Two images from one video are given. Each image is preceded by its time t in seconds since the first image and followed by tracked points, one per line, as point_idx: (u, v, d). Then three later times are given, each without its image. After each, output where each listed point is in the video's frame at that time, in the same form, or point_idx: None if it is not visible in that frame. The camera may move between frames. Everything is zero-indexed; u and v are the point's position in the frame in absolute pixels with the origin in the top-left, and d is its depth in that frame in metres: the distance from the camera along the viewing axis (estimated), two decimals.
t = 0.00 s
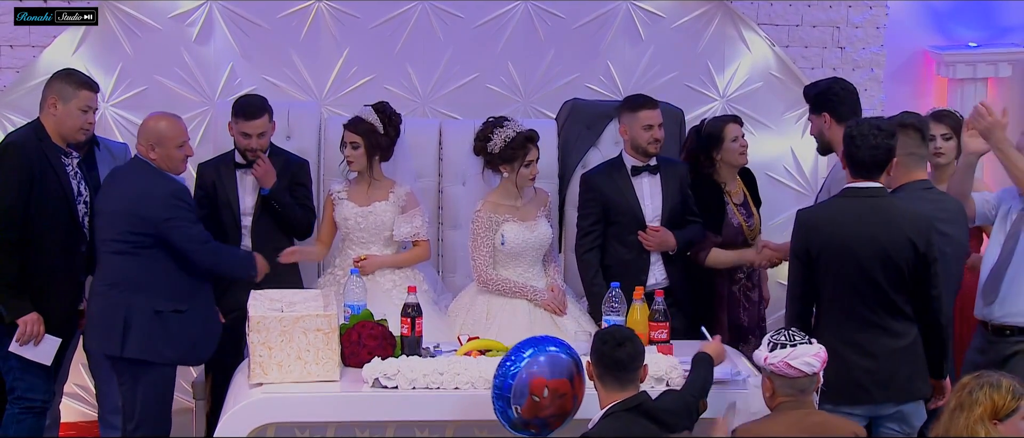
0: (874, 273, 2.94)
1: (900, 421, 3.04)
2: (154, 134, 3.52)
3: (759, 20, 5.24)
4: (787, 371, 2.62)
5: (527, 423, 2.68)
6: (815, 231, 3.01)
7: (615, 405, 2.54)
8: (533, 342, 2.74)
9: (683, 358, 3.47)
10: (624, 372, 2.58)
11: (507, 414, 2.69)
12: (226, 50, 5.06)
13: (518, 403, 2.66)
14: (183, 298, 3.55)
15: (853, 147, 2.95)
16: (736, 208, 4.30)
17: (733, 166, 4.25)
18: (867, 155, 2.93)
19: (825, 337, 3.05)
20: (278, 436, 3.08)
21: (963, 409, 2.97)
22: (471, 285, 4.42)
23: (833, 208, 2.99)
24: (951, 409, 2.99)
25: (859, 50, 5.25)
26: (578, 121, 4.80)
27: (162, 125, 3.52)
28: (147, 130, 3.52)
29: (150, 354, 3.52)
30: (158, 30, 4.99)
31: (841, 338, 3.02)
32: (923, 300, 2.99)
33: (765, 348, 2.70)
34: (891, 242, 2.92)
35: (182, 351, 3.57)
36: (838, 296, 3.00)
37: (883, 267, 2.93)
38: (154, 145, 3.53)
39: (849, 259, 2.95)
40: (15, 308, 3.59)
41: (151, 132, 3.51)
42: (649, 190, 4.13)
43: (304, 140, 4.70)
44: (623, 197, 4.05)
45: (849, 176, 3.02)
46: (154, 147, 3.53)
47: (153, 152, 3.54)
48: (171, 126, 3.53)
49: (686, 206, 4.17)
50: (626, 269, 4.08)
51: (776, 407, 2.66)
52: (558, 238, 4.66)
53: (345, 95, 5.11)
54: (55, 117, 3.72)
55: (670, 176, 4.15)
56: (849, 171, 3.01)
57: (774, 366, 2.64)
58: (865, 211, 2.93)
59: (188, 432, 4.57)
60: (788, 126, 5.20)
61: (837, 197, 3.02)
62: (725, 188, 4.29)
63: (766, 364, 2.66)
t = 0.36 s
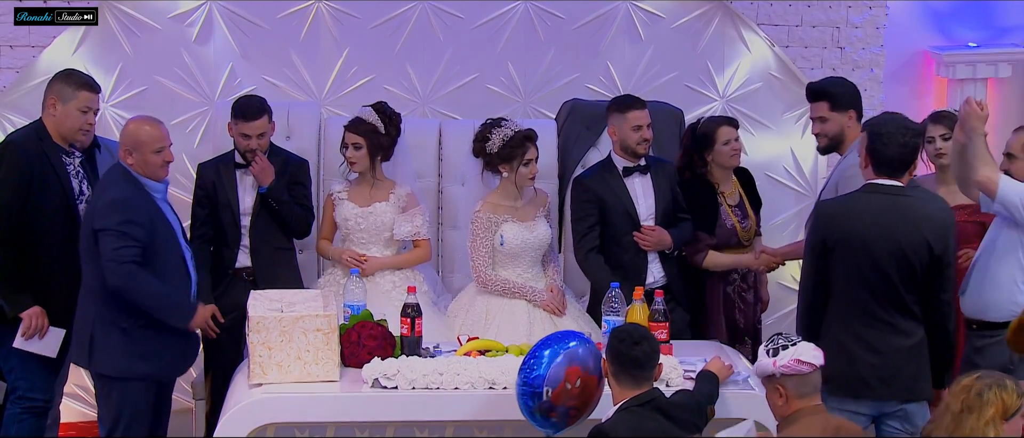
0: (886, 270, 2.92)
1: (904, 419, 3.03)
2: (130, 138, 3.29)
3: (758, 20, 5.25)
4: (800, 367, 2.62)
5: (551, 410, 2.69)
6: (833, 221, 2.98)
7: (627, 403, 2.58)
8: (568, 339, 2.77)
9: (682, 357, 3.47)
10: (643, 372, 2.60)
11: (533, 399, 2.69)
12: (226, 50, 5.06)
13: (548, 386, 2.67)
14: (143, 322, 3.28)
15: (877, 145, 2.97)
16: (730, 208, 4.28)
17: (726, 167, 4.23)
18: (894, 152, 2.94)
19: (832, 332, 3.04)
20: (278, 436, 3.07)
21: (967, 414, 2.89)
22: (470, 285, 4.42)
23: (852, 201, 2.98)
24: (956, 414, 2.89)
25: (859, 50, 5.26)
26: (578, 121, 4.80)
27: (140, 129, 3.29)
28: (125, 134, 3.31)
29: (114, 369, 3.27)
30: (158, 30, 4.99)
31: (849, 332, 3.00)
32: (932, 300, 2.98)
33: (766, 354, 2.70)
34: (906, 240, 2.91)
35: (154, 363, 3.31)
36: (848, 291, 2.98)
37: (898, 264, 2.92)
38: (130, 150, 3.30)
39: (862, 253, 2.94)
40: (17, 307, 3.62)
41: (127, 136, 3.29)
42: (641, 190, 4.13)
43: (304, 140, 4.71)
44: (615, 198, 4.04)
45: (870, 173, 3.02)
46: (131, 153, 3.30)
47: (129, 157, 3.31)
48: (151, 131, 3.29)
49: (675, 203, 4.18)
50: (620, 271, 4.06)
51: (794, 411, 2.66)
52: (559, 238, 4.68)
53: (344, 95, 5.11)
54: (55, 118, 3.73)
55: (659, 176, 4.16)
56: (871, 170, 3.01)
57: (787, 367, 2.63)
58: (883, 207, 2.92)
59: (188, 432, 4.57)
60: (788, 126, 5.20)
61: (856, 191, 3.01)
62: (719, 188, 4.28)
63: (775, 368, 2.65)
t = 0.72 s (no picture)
0: (892, 267, 2.91)
1: (902, 417, 3.02)
2: (105, 146, 3.25)
3: (758, 20, 5.25)
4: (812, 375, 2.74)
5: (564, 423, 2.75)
6: (840, 217, 2.96)
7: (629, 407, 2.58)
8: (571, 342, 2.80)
9: (683, 357, 3.47)
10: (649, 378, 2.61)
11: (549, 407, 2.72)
12: (226, 50, 5.06)
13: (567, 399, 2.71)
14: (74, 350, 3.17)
15: (887, 139, 3.00)
16: (729, 206, 4.25)
17: (723, 167, 4.23)
18: (908, 151, 2.98)
19: (835, 327, 3.02)
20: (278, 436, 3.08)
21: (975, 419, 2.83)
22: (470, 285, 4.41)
23: (860, 195, 2.96)
24: (965, 419, 2.83)
25: (859, 50, 5.27)
26: (578, 121, 4.80)
27: (116, 136, 3.24)
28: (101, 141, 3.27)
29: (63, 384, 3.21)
30: (158, 29, 4.99)
31: (852, 328, 2.99)
32: (935, 299, 2.98)
33: (773, 373, 2.72)
34: (913, 238, 2.90)
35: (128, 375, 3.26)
36: (852, 287, 2.96)
37: (904, 261, 2.91)
38: (106, 158, 3.25)
39: (869, 249, 2.91)
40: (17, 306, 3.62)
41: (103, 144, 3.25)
42: (655, 188, 4.21)
43: (303, 139, 4.71)
44: (625, 194, 4.13)
45: (881, 171, 3.07)
46: (107, 160, 3.26)
47: (105, 165, 3.26)
48: (126, 139, 3.25)
49: (693, 205, 4.21)
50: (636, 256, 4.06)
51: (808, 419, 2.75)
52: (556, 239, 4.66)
53: (344, 95, 5.11)
54: (57, 117, 3.70)
55: (675, 177, 4.22)
56: (881, 168, 3.05)
57: (805, 378, 2.72)
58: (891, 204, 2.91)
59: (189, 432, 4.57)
60: (789, 126, 5.19)
61: (864, 186, 3.00)
62: (719, 187, 4.26)
63: (795, 381, 2.71)
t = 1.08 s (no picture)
0: (882, 264, 2.88)
1: (905, 412, 2.96)
2: (107, 144, 3.22)
3: (759, 16, 5.25)
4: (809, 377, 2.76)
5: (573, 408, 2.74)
6: (824, 217, 2.92)
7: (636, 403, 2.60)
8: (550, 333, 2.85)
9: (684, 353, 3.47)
10: (654, 366, 2.65)
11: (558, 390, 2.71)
12: (226, 46, 5.05)
13: (570, 375, 2.72)
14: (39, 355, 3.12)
15: (854, 135, 2.97)
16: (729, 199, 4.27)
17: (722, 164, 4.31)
18: (878, 142, 2.93)
19: (831, 331, 2.98)
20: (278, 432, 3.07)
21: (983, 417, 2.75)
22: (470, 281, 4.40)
23: (840, 197, 2.93)
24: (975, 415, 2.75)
25: (860, 46, 5.28)
26: (579, 118, 4.80)
27: (117, 134, 3.22)
28: (102, 140, 3.23)
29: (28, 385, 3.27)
30: (158, 26, 4.99)
31: (846, 327, 2.94)
32: (929, 291, 2.94)
33: (778, 375, 2.71)
34: (899, 232, 2.86)
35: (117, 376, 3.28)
36: (843, 285, 2.92)
37: (892, 256, 2.87)
38: (109, 158, 3.21)
39: (857, 249, 2.88)
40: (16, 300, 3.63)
41: (107, 143, 3.21)
42: (688, 192, 4.20)
43: (304, 136, 4.70)
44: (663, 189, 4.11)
45: (855, 168, 3.00)
46: (108, 158, 3.22)
47: (108, 165, 3.22)
48: (128, 137, 3.23)
49: (723, 213, 4.24)
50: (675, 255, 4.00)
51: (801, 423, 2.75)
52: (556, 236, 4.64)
53: (344, 92, 5.10)
54: (66, 114, 3.63)
55: (709, 182, 4.19)
56: (854, 165, 2.99)
57: (806, 380, 2.74)
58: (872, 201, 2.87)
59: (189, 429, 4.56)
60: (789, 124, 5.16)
61: (842, 188, 2.96)
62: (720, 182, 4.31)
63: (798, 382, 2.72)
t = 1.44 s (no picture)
0: (887, 258, 2.87)
1: (910, 404, 2.98)
2: (141, 141, 3.11)
3: (759, 13, 5.24)
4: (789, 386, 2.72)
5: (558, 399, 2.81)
6: (828, 215, 2.90)
7: (632, 410, 2.55)
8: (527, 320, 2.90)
9: (684, 350, 3.46)
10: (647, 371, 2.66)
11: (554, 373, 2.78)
12: (226, 43, 5.05)
13: (570, 363, 2.80)
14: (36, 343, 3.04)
15: (849, 132, 2.94)
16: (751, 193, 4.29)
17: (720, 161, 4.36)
18: (874, 136, 2.92)
19: (837, 328, 2.96)
20: (278, 428, 3.08)
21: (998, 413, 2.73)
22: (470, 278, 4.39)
23: (841, 194, 2.90)
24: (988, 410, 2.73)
25: (860, 43, 5.27)
26: (578, 114, 4.77)
27: (152, 132, 3.11)
28: (136, 136, 3.12)
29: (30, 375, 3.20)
30: (158, 22, 4.99)
31: (852, 323, 2.93)
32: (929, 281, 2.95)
33: (759, 381, 2.67)
34: (902, 225, 2.87)
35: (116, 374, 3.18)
36: (849, 283, 2.91)
37: (898, 250, 2.87)
38: (144, 155, 3.10)
39: (862, 245, 2.86)
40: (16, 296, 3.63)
41: (143, 140, 3.10)
42: (708, 196, 4.20)
43: (304, 132, 4.70)
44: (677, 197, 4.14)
45: (852, 164, 2.97)
46: (142, 156, 3.11)
47: (142, 163, 3.11)
48: (164, 136, 3.11)
49: (739, 216, 4.25)
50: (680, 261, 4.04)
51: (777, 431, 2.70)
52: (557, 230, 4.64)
53: (345, 89, 5.10)
54: (84, 115, 3.52)
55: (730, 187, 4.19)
56: (850, 161, 2.97)
57: (785, 387, 2.70)
58: (876, 196, 2.86)
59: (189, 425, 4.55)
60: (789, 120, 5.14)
61: (839, 185, 2.94)
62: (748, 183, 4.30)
63: (777, 389, 2.68)
